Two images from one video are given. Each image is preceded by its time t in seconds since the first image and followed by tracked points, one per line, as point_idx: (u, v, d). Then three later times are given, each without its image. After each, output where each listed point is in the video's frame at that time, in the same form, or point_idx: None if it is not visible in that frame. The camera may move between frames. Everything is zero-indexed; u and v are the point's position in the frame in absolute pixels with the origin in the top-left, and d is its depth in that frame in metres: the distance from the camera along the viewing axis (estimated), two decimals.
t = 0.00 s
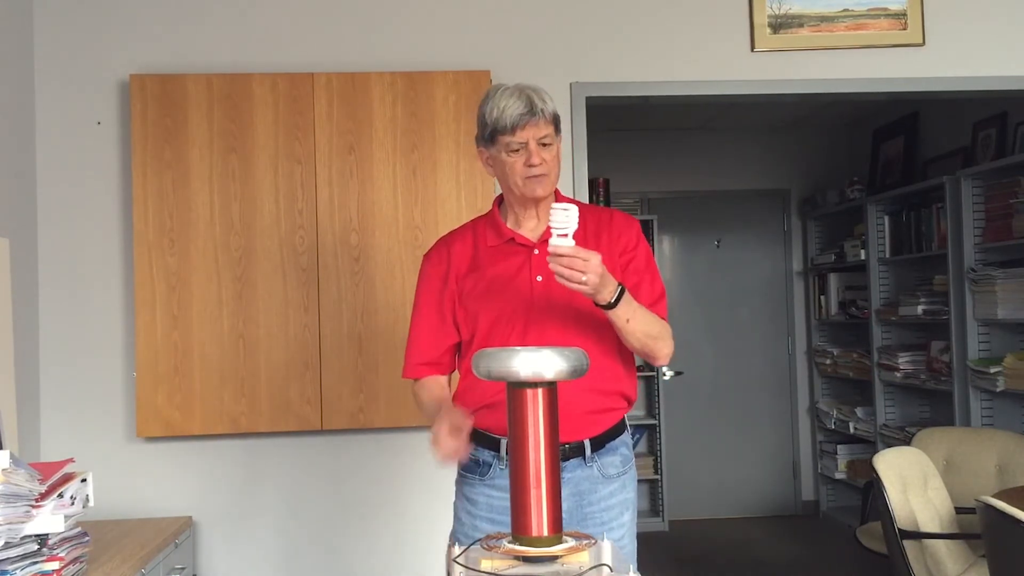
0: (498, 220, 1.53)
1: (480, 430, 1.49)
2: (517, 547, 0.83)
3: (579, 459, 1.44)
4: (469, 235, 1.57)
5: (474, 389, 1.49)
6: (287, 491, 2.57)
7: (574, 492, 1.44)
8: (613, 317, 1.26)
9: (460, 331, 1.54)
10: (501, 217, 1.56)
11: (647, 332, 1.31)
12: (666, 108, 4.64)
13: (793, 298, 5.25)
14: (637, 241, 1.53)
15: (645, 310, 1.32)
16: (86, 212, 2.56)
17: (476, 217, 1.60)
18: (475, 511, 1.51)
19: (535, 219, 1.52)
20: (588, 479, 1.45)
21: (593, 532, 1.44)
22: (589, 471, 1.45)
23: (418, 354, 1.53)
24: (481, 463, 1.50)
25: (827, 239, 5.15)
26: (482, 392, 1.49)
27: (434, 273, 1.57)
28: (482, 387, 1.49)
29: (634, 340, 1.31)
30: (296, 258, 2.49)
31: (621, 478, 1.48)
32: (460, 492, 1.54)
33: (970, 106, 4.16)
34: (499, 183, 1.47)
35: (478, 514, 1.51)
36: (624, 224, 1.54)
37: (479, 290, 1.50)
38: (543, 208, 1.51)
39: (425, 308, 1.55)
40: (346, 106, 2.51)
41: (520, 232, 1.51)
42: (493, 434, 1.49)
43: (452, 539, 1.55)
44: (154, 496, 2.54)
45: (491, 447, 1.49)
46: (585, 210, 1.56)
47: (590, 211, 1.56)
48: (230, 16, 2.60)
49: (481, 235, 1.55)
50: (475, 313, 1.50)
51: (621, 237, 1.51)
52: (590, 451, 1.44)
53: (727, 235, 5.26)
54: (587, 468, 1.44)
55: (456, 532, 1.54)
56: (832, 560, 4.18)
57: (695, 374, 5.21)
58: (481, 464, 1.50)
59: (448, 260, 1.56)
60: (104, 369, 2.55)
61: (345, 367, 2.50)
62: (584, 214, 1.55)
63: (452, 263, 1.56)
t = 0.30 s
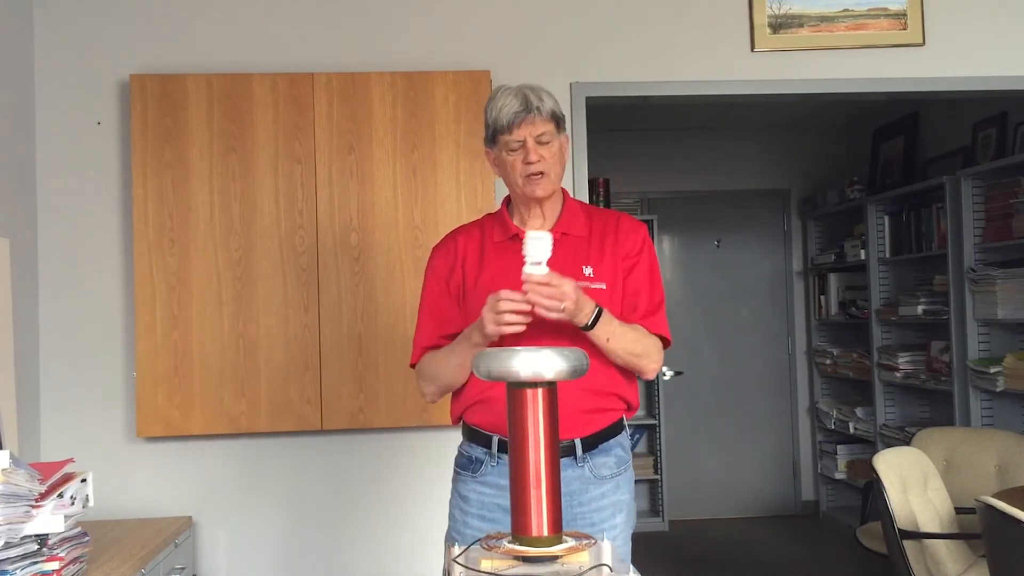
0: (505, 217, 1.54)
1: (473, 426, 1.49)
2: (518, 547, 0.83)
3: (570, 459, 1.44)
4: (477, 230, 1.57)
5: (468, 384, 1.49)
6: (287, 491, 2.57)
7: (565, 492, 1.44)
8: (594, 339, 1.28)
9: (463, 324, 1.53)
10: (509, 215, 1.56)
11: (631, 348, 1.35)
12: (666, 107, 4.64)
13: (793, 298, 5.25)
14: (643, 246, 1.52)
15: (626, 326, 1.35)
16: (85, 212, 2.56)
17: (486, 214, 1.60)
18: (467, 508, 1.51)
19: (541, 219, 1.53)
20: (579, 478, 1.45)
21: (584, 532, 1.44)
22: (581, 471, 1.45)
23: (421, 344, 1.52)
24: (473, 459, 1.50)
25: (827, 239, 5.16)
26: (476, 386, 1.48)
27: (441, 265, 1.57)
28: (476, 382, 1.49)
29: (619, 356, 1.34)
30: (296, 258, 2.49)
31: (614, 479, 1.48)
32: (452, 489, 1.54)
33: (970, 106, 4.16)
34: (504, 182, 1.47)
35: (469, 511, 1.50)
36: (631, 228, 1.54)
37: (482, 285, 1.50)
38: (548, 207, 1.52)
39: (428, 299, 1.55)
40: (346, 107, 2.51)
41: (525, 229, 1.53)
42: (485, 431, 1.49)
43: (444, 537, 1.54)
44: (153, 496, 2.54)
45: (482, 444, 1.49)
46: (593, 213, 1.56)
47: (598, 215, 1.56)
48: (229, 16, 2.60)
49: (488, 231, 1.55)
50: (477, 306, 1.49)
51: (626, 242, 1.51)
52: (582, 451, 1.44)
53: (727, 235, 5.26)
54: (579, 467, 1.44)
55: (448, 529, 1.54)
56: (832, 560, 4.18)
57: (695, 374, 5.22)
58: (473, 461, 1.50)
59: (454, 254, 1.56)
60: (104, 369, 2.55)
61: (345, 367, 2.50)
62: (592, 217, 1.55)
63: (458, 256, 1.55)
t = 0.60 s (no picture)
0: (509, 214, 1.54)
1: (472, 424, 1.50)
2: (518, 547, 0.83)
3: (572, 458, 1.44)
4: (481, 226, 1.57)
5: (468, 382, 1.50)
6: (287, 490, 2.57)
7: (566, 491, 1.44)
8: (595, 361, 1.32)
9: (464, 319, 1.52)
10: (513, 211, 1.56)
11: (632, 360, 1.38)
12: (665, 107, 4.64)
13: (793, 298, 5.25)
14: (648, 246, 1.52)
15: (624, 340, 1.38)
16: (85, 212, 2.56)
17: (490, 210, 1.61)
18: (469, 507, 1.50)
19: (545, 217, 1.53)
20: (581, 477, 1.45)
21: (586, 531, 1.44)
22: (582, 470, 1.44)
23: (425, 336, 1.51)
24: (475, 458, 1.50)
25: (827, 239, 5.16)
26: (477, 385, 1.49)
27: (444, 260, 1.57)
28: (478, 381, 1.49)
29: (621, 371, 1.38)
30: (296, 258, 2.49)
31: (615, 478, 1.48)
32: (454, 488, 1.53)
33: (971, 106, 4.16)
34: (510, 181, 1.47)
35: (471, 510, 1.50)
36: (636, 229, 1.53)
37: (485, 280, 1.49)
38: (554, 203, 1.52)
39: (430, 294, 1.54)
40: (346, 106, 2.51)
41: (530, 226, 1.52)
42: (485, 429, 1.49)
43: (445, 536, 1.54)
44: (153, 496, 2.54)
45: (484, 442, 1.49)
46: (599, 212, 1.56)
47: (604, 214, 1.56)
48: (229, 16, 2.60)
49: (493, 227, 1.55)
50: (480, 302, 1.49)
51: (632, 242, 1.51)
52: (583, 451, 1.44)
53: (727, 235, 5.26)
54: (581, 466, 1.44)
55: (450, 528, 1.53)
56: (831, 560, 4.18)
57: (695, 374, 5.22)
58: (475, 460, 1.50)
59: (458, 248, 1.56)
60: (104, 368, 2.55)
61: (345, 366, 2.50)
62: (597, 216, 1.55)
63: (462, 251, 1.55)
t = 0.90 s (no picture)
0: (512, 212, 1.54)
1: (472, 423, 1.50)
2: (518, 547, 0.83)
3: (571, 458, 1.44)
4: (483, 224, 1.57)
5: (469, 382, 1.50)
6: (287, 490, 2.57)
7: (564, 490, 1.44)
8: (597, 364, 1.32)
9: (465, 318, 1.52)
10: (516, 209, 1.56)
11: (633, 363, 1.39)
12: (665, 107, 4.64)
13: (793, 298, 5.25)
14: (650, 247, 1.52)
15: (625, 343, 1.38)
16: (86, 211, 2.56)
17: (492, 207, 1.61)
18: (469, 504, 1.50)
19: (547, 216, 1.53)
20: (579, 475, 1.45)
21: (584, 529, 1.44)
22: (580, 469, 1.44)
23: (425, 331, 1.51)
24: (475, 456, 1.50)
25: (827, 239, 5.16)
26: (478, 385, 1.49)
27: (445, 257, 1.56)
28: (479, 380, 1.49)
29: (621, 374, 1.38)
30: (296, 258, 2.50)
31: (613, 476, 1.48)
32: (455, 485, 1.53)
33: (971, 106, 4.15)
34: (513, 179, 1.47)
35: (471, 507, 1.50)
36: (638, 230, 1.53)
37: (486, 280, 1.50)
38: (556, 202, 1.52)
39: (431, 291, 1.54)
40: (346, 107, 2.51)
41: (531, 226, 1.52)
42: (485, 427, 1.49)
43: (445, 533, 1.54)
44: (153, 496, 2.54)
45: (483, 441, 1.49)
46: (601, 212, 1.56)
47: (606, 214, 1.56)
48: (230, 16, 2.60)
49: (495, 225, 1.55)
50: (480, 301, 1.49)
51: (633, 243, 1.51)
52: (581, 450, 1.44)
53: (727, 235, 5.26)
54: (579, 465, 1.44)
55: (450, 525, 1.53)
56: (831, 560, 4.18)
57: (695, 375, 5.22)
58: (475, 458, 1.50)
59: (460, 246, 1.56)
60: (104, 368, 2.55)
61: (345, 366, 2.50)
62: (599, 217, 1.55)
63: (464, 249, 1.55)
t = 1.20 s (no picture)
0: (509, 211, 1.54)
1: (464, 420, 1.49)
2: (518, 546, 0.83)
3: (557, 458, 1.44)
4: (481, 221, 1.57)
5: (465, 379, 1.49)
6: (286, 490, 2.57)
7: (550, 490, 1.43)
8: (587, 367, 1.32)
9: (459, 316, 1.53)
10: (514, 207, 1.56)
11: (625, 367, 1.38)
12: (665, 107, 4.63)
13: (793, 298, 5.25)
14: (648, 249, 1.51)
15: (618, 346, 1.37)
16: (85, 211, 2.56)
17: (492, 204, 1.61)
18: (458, 498, 1.50)
19: (544, 216, 1.53)
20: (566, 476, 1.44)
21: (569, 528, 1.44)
22: (567, 469, 1.44)
23: (420, 328, 1.53)
24: (465, 453, 1.50)
25: (827, 239, 5.16)
26: (474, 383, 1.49)
27: (442, 254, 1.57)
28: (475, 378, 1.49)
29: (613, 377, 1.38)
30: (296, 257, 2.50)
31: (601, 476, 1.47)
32: (445, 479, 1.53)
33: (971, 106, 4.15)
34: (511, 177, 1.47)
35: (460, 501, 1.49)
36: (636, 231, 1.52)
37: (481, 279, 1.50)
38: (554, 201, 1.52)
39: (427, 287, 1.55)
40: (346, 107, 2.51)
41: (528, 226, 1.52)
42: (476, 426, 1.48)
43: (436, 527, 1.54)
44: (153, 495, 2.54)
45: (473, 438, 1.49)
46: (599, 212, 1.55)
47: (604, 215, 1.55)
48: (230, 16, 2.60)
49: (492, 224, 1.55)
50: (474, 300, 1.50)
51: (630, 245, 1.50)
52: (569, 451, 1.44)
53: (728, 235, 5.26)
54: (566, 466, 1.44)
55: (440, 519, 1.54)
56: (831, 560, 4.18)
57: (695, 375, 5.21)
58: (465, 454, 1.50)
59: (457, 243, 1.56)
60: (104, 368, 2.55)
61: (345, 366, 2.50)
62: (597, 217, 1.54)
63: (461, 246, 1.56)
